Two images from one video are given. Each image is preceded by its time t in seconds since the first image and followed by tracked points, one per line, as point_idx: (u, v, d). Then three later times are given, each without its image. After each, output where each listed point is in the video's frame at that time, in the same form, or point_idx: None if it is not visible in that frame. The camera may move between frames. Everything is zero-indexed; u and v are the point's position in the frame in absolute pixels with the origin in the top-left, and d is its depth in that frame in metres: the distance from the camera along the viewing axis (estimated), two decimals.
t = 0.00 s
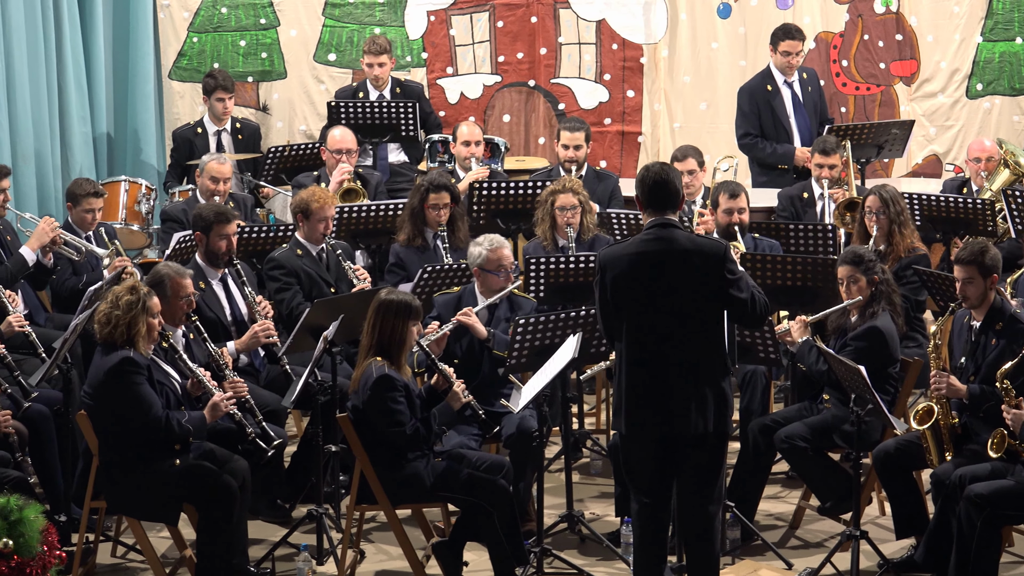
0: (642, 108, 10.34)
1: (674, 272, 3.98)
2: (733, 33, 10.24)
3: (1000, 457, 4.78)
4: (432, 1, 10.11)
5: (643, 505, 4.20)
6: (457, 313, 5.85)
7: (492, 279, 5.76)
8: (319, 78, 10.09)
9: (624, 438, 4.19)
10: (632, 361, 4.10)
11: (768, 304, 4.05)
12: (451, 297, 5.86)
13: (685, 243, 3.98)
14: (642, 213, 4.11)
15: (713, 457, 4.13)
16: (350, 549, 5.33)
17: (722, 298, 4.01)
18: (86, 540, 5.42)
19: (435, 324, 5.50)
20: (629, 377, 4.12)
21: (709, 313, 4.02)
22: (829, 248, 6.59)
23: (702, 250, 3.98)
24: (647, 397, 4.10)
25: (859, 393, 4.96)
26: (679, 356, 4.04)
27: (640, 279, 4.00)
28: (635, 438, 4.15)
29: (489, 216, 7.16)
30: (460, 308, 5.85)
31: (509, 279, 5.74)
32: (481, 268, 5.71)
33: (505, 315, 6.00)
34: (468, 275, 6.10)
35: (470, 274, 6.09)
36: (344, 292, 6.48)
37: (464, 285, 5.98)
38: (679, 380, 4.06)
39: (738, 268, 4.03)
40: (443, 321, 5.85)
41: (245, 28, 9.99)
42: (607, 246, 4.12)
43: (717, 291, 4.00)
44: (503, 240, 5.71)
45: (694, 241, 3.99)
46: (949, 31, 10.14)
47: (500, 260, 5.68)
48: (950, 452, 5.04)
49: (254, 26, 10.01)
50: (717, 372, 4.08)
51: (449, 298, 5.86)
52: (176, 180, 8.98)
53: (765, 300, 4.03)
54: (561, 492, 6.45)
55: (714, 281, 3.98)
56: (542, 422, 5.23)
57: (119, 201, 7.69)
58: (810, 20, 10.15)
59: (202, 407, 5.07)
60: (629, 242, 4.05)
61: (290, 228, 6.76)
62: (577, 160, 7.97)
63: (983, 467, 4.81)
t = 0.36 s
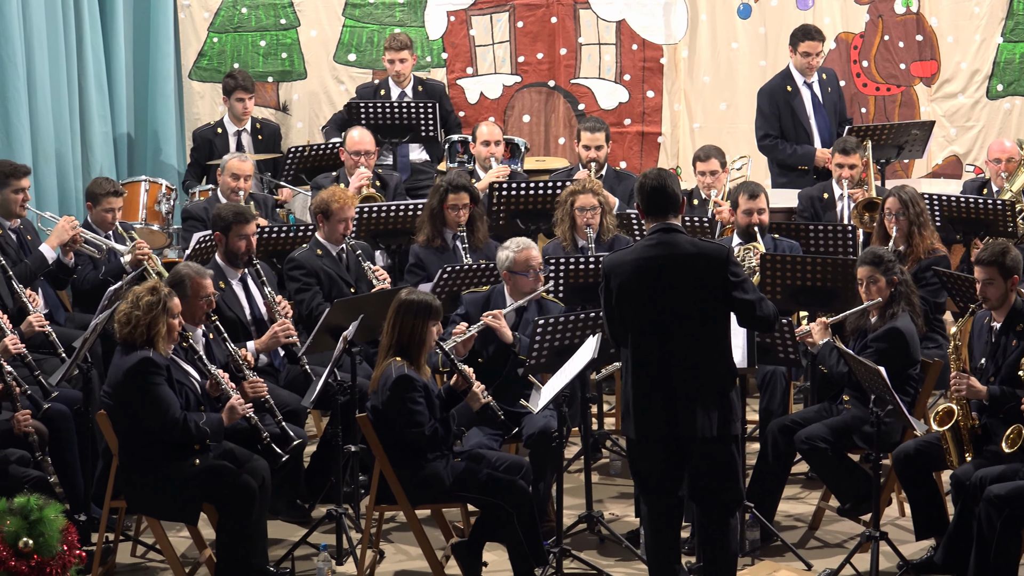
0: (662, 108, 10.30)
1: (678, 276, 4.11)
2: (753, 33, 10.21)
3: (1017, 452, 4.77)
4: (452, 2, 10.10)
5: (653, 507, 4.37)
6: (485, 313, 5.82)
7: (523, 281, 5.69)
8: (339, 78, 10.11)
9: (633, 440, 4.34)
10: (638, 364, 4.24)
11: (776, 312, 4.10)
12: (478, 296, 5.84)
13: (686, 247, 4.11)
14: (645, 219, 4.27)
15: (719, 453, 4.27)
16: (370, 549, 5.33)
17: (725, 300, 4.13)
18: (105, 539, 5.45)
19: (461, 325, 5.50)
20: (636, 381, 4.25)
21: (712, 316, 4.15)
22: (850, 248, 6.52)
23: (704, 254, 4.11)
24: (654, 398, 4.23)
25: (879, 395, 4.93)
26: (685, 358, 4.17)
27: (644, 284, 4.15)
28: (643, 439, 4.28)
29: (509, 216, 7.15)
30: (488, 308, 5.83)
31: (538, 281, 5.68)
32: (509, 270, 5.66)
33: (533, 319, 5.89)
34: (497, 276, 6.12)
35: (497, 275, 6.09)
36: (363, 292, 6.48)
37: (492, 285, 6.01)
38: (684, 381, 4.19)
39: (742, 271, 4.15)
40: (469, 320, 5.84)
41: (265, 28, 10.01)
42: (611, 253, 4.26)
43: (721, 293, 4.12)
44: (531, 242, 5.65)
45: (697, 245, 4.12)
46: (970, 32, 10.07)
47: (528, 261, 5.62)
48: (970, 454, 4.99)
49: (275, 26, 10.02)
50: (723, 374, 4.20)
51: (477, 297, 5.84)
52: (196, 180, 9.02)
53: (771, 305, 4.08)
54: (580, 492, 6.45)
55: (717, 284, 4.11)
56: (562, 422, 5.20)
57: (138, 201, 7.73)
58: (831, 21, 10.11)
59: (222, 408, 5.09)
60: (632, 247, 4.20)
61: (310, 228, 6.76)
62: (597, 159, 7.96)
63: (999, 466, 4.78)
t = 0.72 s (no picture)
0: (681, 108, 10.27)
1: (698, 277, 4.12)
2: (773, 33, 10.17)
3: None
4: (471, 2, 10.09)
5: (669, 511, 4.40)
6: (508, 314, 5.83)
7: (545, 285, 5.62)
8: (358, 78, 10.11)
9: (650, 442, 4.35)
10: (658, 365, 4.24)
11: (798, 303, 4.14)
12: (502, 297, 5.84)
13: (707, 248, 4.12)
14: (660, 220, 4.27)
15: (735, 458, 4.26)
16: (388, 549, 5.33)
17: (746, 299, 4.14)
18: (124, 539, 5.47)
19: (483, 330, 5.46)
20: (655, 382, 4.26)
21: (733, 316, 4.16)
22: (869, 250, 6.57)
23: (724, 254, 4.11)
24: (672, 399, 4.24)
25: (899, 396, 4.91)
26: (704, 359, 4.18)
27: (664, 285, 4.15)
28: (660, 439, 4.30)
29: (528, 216, 7.14)
30: (511, 309, 5.83)
31: (562, 284, 5.61)
32: (533, 273, 5.59)
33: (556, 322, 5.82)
34: (520, 276, 6.12)
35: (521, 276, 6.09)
36: (383, 292, 6.49)
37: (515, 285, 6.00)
38: (702, 383, 4.20)
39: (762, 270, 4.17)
40: (491, 320, 5.85)
41: (285, 28, 10.03)
42: (628, 253, 4.26)
43: (741, 294, 4.14)
44: (555, 245, 5.60)
45: (716, 245, 4.13)
46: (990, 33, 9.98)
47: (552, 264, 5.57)
48: (990, 456, 4.95)
49: (294, 26, 10.04)
50: (742, 374, 4.22)
51: (501, 298, 5.84)
52: (215, 179, 9.05)
53: (793, 298, 4.12)
54: (599, 493, 6.43)
55: (738, 284, 4.12)
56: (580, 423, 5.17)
57: (158, 201, 7.74)
58: (850, 21, 10.10)
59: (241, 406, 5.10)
60: (650, 248, 4.20)
61: (330, 228, 6.77)
62: (618, 160, 7.94)
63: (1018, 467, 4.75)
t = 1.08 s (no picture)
0: (700, 109, 10.24)
1: (711, 266, 4.14)
2: (792, 33, 10.13)
3: None
4: (490, 2, 10.08)
5: (690, 514, 4.42)
6: (527, 314, 5.82)
7: (566, 287, 5.61)
8: (377, 78, 10.13)
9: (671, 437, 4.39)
10: (676, 356, 4.29)
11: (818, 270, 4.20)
12: (521, 297, 5.83)
13: (719, 236, 4.15)
14: (664, 214, 4.29)
15: (754, 445, 4.32)
16: (408, 550, 5.33)
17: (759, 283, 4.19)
18: (143, 539, 5.49)
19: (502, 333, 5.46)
20: (674, 375, 4.30)
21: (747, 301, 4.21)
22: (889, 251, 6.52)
23: (735, 241, 4.14)
24: (689, 389, 4.29)
25: (919, 397, 4.88)
26: (722, 347, 4.23)
27: (678, 276, 4.19)
28: (678, 429, 4.35)
29: (546, 216, 7.13)
30: (530, 310, 5.82)
31: (582, 287, 5.59)
32: (553, 276, 5.58)
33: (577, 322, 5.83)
34: (540, 277, 6.11)
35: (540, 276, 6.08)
36: (402, 292, 6.50)
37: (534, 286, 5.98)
38: (719, 371, 4.25)
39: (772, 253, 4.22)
40: (511, 320, 5.84)
41: (304, 28, 10.05)
42: (636, 247, 4.28)
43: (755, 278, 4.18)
44: (575, 246, 5.59)
45: (725, 233, 4.16)
46: (1010, 33, 9.91)
47: (572, 266, 5.55)
48: (1009, 457, 4.92)
49: (313, 26, 10.06)
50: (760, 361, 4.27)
51: (520, 298, 5.83)
52: (234, 179, 9.08)
53: (809, 269, 4.17)
54: (618, 494, 6.41)
55: (750, 269, 4.16)
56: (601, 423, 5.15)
57: (177, 201, 7.78)
58: (870, 22, 10.02)
59: (261, 406, 5.12)
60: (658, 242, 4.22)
61: (348, 228, 6.78)
62: (637, 161, 7.93)
63: None
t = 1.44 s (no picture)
0: (721, 109, 10.20)
1: (731, 274, 4.20)
2: (813, 34, 10.08)
3: None
4: (511, 2, 10.06)
5: (705, 513, 4.47)
6: (547, 316, 5.79)
7: (585, 290, 5.59)
8: (397, 79, 10.14)
9: (689, 442, 4.42)
10: (696, 364, 4.32)
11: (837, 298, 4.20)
12: (541, 298, 5.81)
13: (740, 244, 4.21)
14: (685, 227, 4.38)
15: (770, 449, 4.36)
16: (426, 550, 5.32)
17: (779, 292, 4.24)
18: (163, 539, 5.50)
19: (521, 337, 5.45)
20: (693, 382, 4.34)
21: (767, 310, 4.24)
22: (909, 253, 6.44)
23: (755, 250, 4.20)
24: (709, 397, 4.31)
25: (940, 399, 4.83)
26: (740, 355, 4.26)
27: (698, 284, 4.23)
28: (698, 437, 4.37)
29: (567, 217, 7.11)
30: (550, 311, 5.80)
31: (601, 291, 5.57)
32: (572, 279, 5.56)
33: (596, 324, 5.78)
34: (558, 278, 6.09)
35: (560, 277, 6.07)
36: (421, 292, 6.49)
37: (553, 287, 5.96)
38: (738, 379, 4.27)
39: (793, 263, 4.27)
40: (530, 321, 5.82)
41: (324, 28, 10.07)
42: (657, 258, 4.35)
43: (774, 287, 4.23)
44: (594, 249, 5.56)
45: (746, 242, 4.22)
46: None
47: (591, 270, 5.53)
48: None
49: (333, 26, 10.08)
50: (779, 368, 4.29)
51: (540, 299, 5.82)
52: (254, 180, 9.11)
53: (829, 293, 4.19)
54: (638, 495, 6.38)
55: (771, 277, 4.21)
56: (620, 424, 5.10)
57: (197, 201, 7.81)
58: (891, 22, 9.97)
59: (280, 407, 5.12)
60: (678, 252, 4.29)
61: (368, 228, 6.78)
62: (657, 162, 7.90)
63: None
